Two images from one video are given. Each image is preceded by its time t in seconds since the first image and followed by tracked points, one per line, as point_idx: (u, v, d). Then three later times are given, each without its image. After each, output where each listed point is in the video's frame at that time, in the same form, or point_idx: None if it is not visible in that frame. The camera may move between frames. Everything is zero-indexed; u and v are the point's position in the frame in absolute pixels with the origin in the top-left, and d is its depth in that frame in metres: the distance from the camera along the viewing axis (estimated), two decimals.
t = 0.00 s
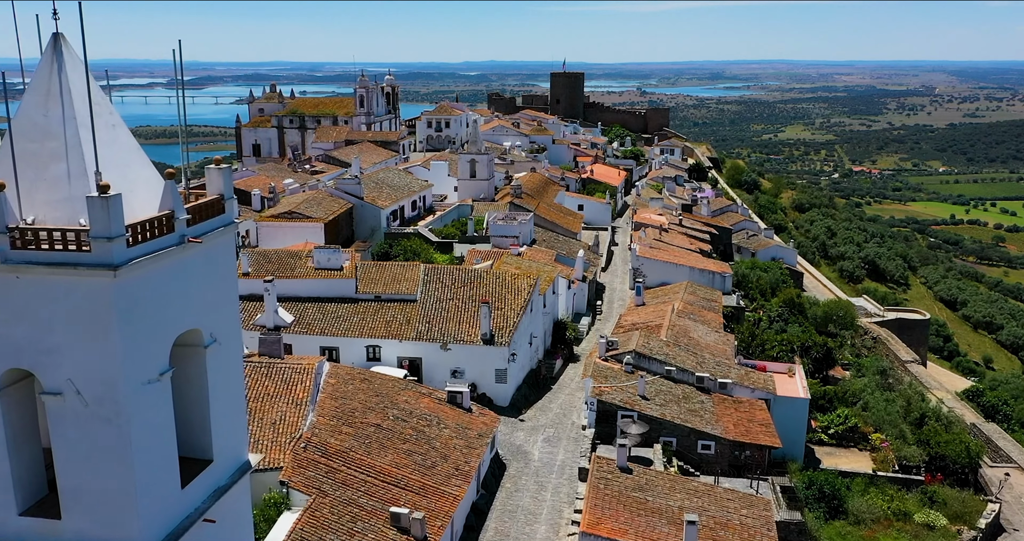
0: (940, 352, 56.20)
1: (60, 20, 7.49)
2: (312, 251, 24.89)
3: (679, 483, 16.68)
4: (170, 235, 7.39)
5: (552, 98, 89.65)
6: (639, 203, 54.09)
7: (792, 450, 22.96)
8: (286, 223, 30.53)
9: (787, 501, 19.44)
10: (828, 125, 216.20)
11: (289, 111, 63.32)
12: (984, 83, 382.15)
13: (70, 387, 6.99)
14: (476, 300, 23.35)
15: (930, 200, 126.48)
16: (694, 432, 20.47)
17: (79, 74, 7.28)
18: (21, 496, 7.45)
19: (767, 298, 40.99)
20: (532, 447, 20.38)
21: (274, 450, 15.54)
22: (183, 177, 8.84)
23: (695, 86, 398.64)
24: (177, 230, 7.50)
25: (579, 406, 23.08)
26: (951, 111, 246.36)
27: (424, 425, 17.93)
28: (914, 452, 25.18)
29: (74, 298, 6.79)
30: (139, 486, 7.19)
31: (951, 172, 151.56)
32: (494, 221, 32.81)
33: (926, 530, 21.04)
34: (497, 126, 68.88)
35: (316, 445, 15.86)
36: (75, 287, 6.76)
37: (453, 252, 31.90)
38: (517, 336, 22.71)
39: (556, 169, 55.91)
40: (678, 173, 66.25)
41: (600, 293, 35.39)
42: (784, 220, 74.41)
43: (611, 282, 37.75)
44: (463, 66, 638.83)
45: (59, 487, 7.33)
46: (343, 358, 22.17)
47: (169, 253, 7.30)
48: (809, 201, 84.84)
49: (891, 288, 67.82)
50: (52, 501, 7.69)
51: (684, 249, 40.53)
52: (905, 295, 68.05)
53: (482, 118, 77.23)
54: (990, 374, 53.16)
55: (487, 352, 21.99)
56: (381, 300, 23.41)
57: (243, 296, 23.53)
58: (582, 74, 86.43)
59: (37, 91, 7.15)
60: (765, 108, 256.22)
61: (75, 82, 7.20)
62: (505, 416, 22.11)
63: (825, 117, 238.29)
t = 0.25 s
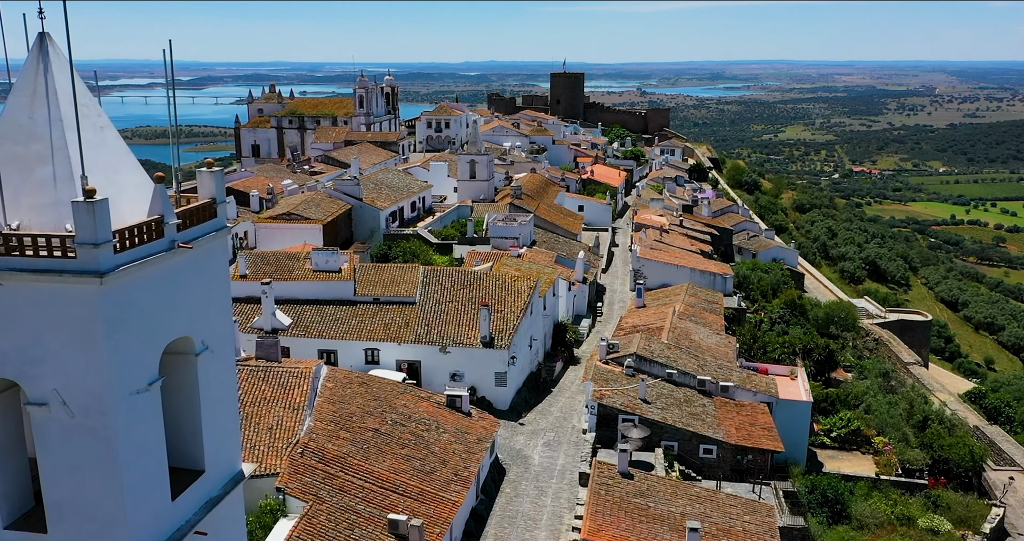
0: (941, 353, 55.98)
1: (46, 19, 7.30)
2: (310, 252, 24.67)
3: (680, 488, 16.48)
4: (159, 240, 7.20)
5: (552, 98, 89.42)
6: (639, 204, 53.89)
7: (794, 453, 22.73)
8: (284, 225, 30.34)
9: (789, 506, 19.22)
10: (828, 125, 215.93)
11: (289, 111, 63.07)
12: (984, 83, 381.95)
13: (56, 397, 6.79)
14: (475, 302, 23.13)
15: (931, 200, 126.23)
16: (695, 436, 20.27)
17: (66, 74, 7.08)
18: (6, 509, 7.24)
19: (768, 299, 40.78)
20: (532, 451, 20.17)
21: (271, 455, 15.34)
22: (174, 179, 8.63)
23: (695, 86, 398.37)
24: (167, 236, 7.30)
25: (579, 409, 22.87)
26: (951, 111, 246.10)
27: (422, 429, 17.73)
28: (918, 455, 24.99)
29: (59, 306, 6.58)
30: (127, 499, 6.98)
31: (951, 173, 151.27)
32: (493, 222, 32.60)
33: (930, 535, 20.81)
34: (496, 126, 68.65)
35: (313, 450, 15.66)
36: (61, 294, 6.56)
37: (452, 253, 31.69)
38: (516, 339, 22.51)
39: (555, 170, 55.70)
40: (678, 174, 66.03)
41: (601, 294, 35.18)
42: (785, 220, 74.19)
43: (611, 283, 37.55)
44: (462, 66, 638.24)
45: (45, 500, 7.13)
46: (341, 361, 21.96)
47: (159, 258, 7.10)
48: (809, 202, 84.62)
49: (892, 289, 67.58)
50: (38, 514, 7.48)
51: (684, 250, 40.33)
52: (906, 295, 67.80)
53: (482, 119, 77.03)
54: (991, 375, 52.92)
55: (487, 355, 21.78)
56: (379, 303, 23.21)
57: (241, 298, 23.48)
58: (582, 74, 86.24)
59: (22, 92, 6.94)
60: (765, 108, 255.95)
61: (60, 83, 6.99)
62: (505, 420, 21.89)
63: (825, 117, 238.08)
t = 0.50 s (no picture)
0: (942, 355, 55.76)
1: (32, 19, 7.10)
2: (308, 254, 24.47)
3: (682, 494, 16.27)
4: (149, 245, 7.01)
5: (552, 98, 89.25)
6: (639, 204, 53.71)
7: (796, 457, 22.48)
8: (283, 226, 30.22)
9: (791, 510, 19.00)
10: (828, 125, 215.70)
11: (288, 112, 62.86)
12: (984, 83, 381.74)
13: (42, 407, 6.60)
14: (475, 305, 22.92)
15: (931, 200, 126.07)
16: (697, 440, 20.08)
17: (51, 74, 6.88)
18: None
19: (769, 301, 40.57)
20: (532, 456, 19.97)
21: (267, 461, 15.14)
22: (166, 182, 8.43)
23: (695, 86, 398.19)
24: (157, 241, 7.10)
25: (579, 413, 22.67)
26: (951, 111, 245.87)
27: (421, 434, 17.53)
28: (920, 458, 24.82)
29: (45, 314, 6.39)
30: (115, 512, 6.78)
31: (951, 173, 151.02)
32: (493, 223, 32.39)
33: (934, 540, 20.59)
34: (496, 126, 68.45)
35: (310, 455, 15.46)
36: (46, 302, 6.36)
37: (451, 254, 31.50)
38: (516, 341, 22.31)
39: (555, 170, 55.51)
40: (679, 174, 65.82)
41: (601, 296, 35.00)
42: (785, 221, 73.99)
43: (611, 284, 37.36)
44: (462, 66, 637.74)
45: (32, 512, 6.94)
46: (339, 364, 21.77)
47: (147, 265, 6.90)
48: (810, 202, 84.42)
49: (892, 289, 67.38)
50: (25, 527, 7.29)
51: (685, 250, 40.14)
52: (907, 296, 67.58)
53: (482, 119, 76.64)
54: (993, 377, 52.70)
55: (486, 358, 21.58)
56: (378, 305, 23.01)
57: (239, 301, 23.40)
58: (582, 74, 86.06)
59: (8, 93, 6.75)
60: (765, 108, 255.72)
61: (45, 82, 6.80)
62: (505, 423, 21.68)
63: (826, 117, 237.95)
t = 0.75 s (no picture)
0: (943, 356, 55.52)
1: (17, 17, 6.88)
2: (306, 256, 24.25)
3: (684, 499, 16.07)
4: (137, 251, 6.81)
5: (552, 98, 89.07)
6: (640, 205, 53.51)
7: (798, 460, 22.21)
8: (281, 227, 30.02)
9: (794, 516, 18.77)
10: (828, 125, 215.44)
11: (287, 112, 62.63)
12: (984, 83, 381.52)
13: (27, 419, 6.39)
14: (474, 307, 22.70)
15: (931, 201, 125.90)
16: (699, 444, 19.88)
17: (37, 75, 6.67)
18: None
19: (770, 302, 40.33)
20: (532, 460, 19.76)
21: (264, 467, 14.94)
22: (158, 185, 8.24)
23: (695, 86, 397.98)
24: (146, 246, 6.90)
25: (580, 416, 22.47)
26: (951, 111, 245.60)
27: (419, 438, 17.32)
28: (924, 461, 24.63)
29: (29, 322, 6.17)
30: (102, 525, 6.56)
31: (952, 173, 150.74)
32: (493, 224, 32.17)
33: None
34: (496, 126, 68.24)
35: (307, 461, 15.25)
36: (30, 310, 6.16)
37: (451, 256, 31.28)
38: (516, 344, 22.10)
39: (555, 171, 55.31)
40: (679, 175, 65.60)
41: (602, 297, 34.79)
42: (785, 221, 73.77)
43: (612, 285, 37.16)
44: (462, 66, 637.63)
45: (17, 526, 6.74)
46: (338, 367, 21.56)
47: (136, 271, 6.70)
48: (810, 202, 84.21)
49: (893, 290, 67.15)
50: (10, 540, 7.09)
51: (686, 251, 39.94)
52: (908, 297, 67.36)
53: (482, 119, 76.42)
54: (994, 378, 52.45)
55: (486, 361, 21.36)
56: (376, 307, 22.79)
57: (237, 303, 23.24)
58: (582, 74, 85.84)
59: None
60: (765, 109, 255.50)
61: (29, 83, 6.58)
62: (505, 427, 21.47)
63: (826, 117, 237.77)
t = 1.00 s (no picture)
0: (944, 357, 55.32)
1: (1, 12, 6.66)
2: (304, 258, 24.06)
3: (686, 505, 15.85)
4: (124, 257, 6.61)
5: (552, 99, 88.88)
6: (640, 205, 53.32)
7: (801, 464, 22.07)
8: (279, 229, 29.81)
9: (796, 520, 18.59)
10: (828, 126, 215.18)
11: (286, 113, 62.39)
12: (984, 83, 381.30)
13: (9, 431, 6.20)
14: (474, 310, 22.47)
15: (931, 201, 125.74)
16: (701, 448, 19.68)
17: (21, 76, 6.46)
18: None
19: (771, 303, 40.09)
20: (533, 465, 19.54)
21: (260, 473, 14.74)
22: (148, 189, 8.03)
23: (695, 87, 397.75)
24: (134, 253, 6.71)
25: (580, 420, 22.25)
26: (951, 111, 245.32)
27: (418, 443, 17.12)
28: (927, 465, 24.51)
29: (11, 331, 5.97)
30: None
31: (952, 173, 150.44)
32: (493, 225, 31.95)
33: None
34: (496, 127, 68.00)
35: (304, 466, 15.05)
36: (12, 320, 5.95)
37: (450, 257, 31.07)
38: (516, 347, 21.88)
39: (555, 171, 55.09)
40: (679, 175, 65.39)
41: (602, 299, 34.59)
42: (786, 222, 73.55)
43: (612, 287, 36.96)
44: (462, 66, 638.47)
45: None
46: (336, 370, 21.36)
47: (123, 278, 6.52)
48: (811, 203, 84.01)
49: (894, 291, 66.94)
50: None
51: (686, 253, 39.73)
52: (908, 297, 67.15)
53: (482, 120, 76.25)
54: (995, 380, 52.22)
55: (486, 364, 21.16)
56: (375, 310, 22.57)
57: (234, 305, 23.01)
58: (582, 75, 85.63)
59: None
60: (765, 109, 255.29)
61: (11, 84, 6.35)
62: (504, 431, 21.26)
63: (826, 117, 237.64)
